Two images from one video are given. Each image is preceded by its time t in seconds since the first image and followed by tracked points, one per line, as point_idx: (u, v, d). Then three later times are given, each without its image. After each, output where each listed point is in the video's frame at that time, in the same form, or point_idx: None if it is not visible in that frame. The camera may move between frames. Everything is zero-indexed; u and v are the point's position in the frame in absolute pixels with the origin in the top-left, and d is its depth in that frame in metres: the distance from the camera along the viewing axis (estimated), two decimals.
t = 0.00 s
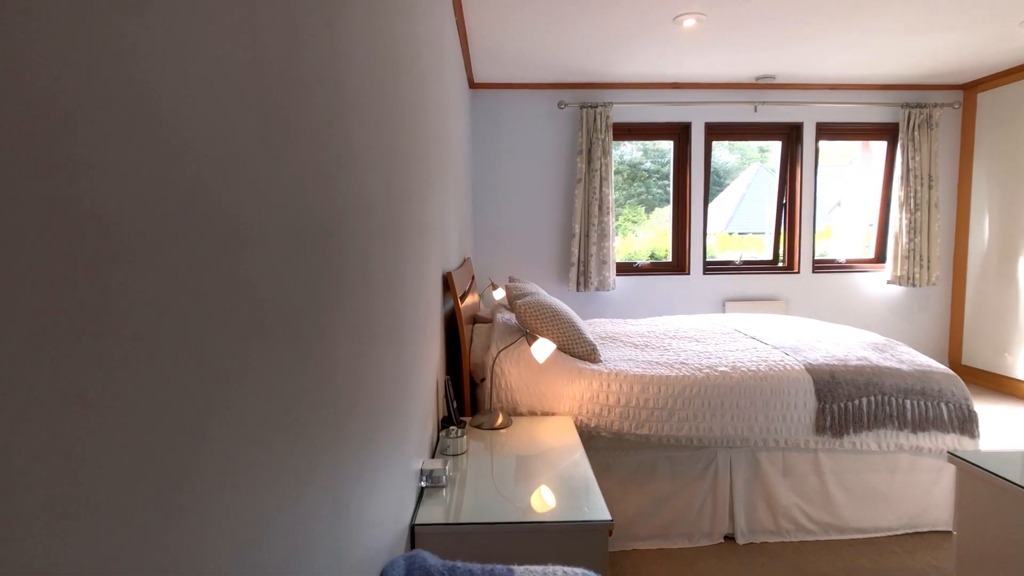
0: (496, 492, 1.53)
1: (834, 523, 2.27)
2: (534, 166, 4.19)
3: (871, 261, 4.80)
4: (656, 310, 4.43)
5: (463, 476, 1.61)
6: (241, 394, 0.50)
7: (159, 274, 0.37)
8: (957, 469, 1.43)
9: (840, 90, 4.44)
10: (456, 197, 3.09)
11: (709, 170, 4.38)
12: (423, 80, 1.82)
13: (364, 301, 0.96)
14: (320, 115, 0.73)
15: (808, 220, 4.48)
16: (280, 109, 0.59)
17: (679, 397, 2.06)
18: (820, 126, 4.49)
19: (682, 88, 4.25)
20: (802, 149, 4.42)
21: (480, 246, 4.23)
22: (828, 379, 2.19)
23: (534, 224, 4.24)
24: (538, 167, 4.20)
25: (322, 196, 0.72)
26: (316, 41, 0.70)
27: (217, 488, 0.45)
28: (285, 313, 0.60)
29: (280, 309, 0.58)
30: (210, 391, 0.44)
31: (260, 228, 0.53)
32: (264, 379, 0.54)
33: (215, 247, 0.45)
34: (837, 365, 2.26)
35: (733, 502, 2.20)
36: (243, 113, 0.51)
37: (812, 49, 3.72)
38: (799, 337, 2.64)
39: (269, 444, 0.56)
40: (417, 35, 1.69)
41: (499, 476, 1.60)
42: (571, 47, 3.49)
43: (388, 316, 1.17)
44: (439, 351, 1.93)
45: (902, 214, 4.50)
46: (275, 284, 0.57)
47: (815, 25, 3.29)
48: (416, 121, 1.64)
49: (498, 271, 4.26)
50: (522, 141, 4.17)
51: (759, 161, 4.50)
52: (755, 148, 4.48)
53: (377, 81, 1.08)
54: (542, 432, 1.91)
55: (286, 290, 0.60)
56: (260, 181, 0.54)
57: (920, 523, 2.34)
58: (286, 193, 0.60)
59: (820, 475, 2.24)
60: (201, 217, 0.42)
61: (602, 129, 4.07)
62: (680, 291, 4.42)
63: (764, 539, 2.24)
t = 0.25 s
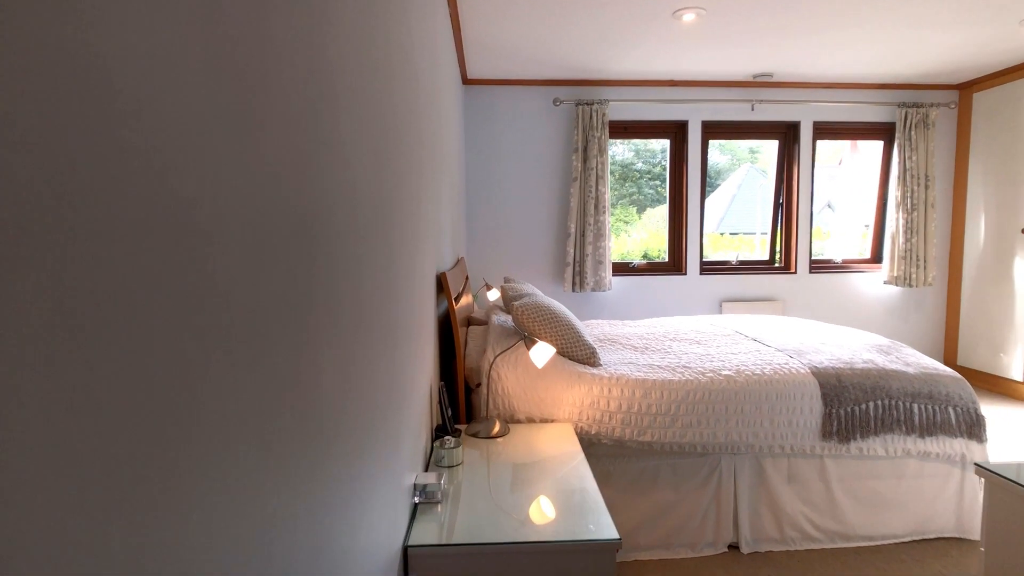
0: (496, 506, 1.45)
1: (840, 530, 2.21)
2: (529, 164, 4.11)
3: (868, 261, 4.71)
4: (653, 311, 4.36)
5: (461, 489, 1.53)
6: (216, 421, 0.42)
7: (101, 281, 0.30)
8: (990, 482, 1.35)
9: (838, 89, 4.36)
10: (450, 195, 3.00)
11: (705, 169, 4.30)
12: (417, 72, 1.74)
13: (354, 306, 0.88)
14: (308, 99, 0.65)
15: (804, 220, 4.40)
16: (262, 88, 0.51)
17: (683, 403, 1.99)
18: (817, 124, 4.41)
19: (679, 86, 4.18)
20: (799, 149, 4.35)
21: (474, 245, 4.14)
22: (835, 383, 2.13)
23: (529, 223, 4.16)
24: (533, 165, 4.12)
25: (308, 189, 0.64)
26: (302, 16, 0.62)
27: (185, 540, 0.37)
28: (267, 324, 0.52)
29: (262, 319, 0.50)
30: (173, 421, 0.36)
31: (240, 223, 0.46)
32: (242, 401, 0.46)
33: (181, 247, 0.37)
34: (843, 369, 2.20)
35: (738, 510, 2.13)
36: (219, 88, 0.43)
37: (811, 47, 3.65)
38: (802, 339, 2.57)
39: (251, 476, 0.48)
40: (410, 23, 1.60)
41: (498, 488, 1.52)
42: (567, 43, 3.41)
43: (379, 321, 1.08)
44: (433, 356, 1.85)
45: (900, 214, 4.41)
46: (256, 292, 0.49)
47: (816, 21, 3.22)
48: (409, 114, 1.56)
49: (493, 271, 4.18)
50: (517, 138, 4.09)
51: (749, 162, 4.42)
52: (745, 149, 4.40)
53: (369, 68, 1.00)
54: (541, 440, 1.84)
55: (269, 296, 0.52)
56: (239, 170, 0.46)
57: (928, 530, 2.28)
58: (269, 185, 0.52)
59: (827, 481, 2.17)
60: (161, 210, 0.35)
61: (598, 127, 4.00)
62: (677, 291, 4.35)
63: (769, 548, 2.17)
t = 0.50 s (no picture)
0: (490, 523, 1.36)
1: (843, 539, 2.14)
2: (519, 161, 4.02)
3: (859, 261, 4.60)
4: (644, 312, 4.28)
5: (450, 505, 1.43)
6: (146, 460, 0.33)
7: None
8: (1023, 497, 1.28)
9: (832, 87, 4.26)
10: (438, 193, 2.90)
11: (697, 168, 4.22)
12: (405, 60, 1.64)
13: (332, 311, 0.79)
14: (279, 72, 0.56)
15: (797, 219, 4.33)
16: (218, 51, 0.42)
17: (683, 409, 1.92)
18: (811, 124, 4.32)
19: (672, 83, 4.10)
20: (791, 148, 4.27)
21: (463, 245, 4.04)
22: (838, 387, 2.06)
23: (520, 222, 4.07)
24: (523, 163, 4.03)
25: (278, 176, 0.56)
26: None
27: None
28: (222, 335, 0.43)
29: (217, 331, 0.41)
30: (78, 467, 0.28)
31: (186, 212, 0.37)
32: (188, 430, 0.37)
33: (90, 242, 0.28)
34: (846, 372, 2.13)
35: (738, 518, 2.06)
36: (155, 42, 0.34)
37: (806, 45, 3.58)
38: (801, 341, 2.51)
39: (202, 521, 0.39)
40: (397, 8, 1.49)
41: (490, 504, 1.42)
42: (559, 37, 3.31)
43: (361, 327, 0.99)
44: (422, 362, 1.75)
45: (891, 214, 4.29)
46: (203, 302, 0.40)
47: (813, 18, 3.15)
48: (396, 105, 1.46)
49: (482, 271, 4.09)
50: (507, 136, 4.00)
51: (734, 163, 4.33)
52: (731, 149, 4.30)
53: (351, 46, 0.90)
54: (536, 450, 1.75)
55: (225, 301, 0.43)
56: (188, 146, 0.37)
57: (931, 536, 2.22)
58: (228, 167, 0.44)
59: (829, 488, 2.10)
60: (65, 188, 0.26)
61: (590, 124, 3.92)
62: (669, 292, 4.27)
63: (771, 558, 2.10)
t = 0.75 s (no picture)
0: (480, 543, 1.26)
1: (844, 548, 2.08)
2: (505, 159, 3.93)
3: (848, 261, 4.54)
4: (633, 313, 4.20)
5: (436, 525, 1.33)
6: (6, 541, 0.23)
7: None
8: None
9: (822, 86, 4.20)
10: (423, 190, 2.79)
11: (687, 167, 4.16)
12: (388, 47, 1.54)
13: (303, 316, 0.69)
14: (235, 32, 0.46)
15: (787, 217, 4.27)
16: None
17: (681, 416, 1.84)
18: (801, 122, 4.25)
19: (661, 81, 4.03)
20: (781, 147, 4.21)
21: (448, 244, 3.94)
22: (838, 392, 1.99)
23: (507, 220, 3.98)
24: (510, 161, 3.93)
25: (231, 156, 0.46)
26: None
27: None
28: (145, 353, 0.33)
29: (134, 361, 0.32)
30: None
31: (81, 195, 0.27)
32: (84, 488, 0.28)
33: None
34: (846, 376, 2.06)
35: (737, 529, 1.98)
36: None
37: (797, 43, 3.52)
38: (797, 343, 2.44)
39: None
40: None
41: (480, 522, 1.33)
42: (547, 32, 3.22)
43: (337, 334, 0.89)
44: (406, 368, 1.65)
45: (881, 213, 4.21)
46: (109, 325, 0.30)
47: (806, 15, 3.09)
48: (378, 92, 1.35)
49: (468, 271, 3.98)
50: (493, 133, 3.90)
51: (718, 164, 4.25)
52: (715, 150, 4.23)
53: (325, 20, 0.80)
54: (527, 462, 1.66)
55: (151, 311, 0.34)
56: (85, 109, 0.28)
57: (932, 544, 2.17)
58: (157, 139, 0.34)
59: (829, 496, 2.04)
60: None
61: (579, 121, 3.83)
62: (659, 292, 4.20)
63: (770, 569, 2.02)
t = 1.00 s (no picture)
0: (470, 566, 1.18)
1: (841, 557, 2.02)
2: (490, 157, 3.84)
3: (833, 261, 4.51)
4: (621, 314, 4.12)
5: (421, 549, 1.23)
6: None
7: None
8: None
9: (809, 86, 4.17)
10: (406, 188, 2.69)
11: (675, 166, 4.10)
12: (369, 34, 1.44)
13: (275, 327, 0.60)
14: None
15: (775, 217, 4.23)
16: None
17: (677, 424, 1.78)
18: (789, 122, 4.22)
19: (648, 79, 3.96)
20: (768, 147, 4.18)
21: (431, 245, 3.84)
22: (836, 396, 1.93)
23: (492, 220, 3.89)
24: (495, 159, 3.85)
25: (176, 138, 0.37)
26: None
27: None
28: (36, 401, 0.24)
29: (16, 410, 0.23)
30: None
31: None
32: None
33: None
34: (843, 380, 2.01)
35: (733, 539, 1.92)
36: None
37: (786, 41, 3.47)
38: (789, 346, 2.39)
39: None
40: None
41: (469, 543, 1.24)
42: (533, 27, 3.14)
43: (314, 345, 0.81)
44: (388, 377, 1.56)
45: (867, 214, 4.18)
46: None
47: (796, 12, 3.04)
48: (358, 80, 1.26)
49: (452, 272, 3.89)
50: (478, 130, 3.81)
51: (700, 164, 4.19)
52: (696, 150, 4.17)
53: None
54: (517, 474, 1.58)
55: (47, 339, 0.25)
56: None
57: (930, 550, 2.12)
58: (55, 110, 0.26)
59: (827, 504, 1.98)
60: None
61: (566, 119, 3.76)
62: (646, 293, 4.13)
63: None
